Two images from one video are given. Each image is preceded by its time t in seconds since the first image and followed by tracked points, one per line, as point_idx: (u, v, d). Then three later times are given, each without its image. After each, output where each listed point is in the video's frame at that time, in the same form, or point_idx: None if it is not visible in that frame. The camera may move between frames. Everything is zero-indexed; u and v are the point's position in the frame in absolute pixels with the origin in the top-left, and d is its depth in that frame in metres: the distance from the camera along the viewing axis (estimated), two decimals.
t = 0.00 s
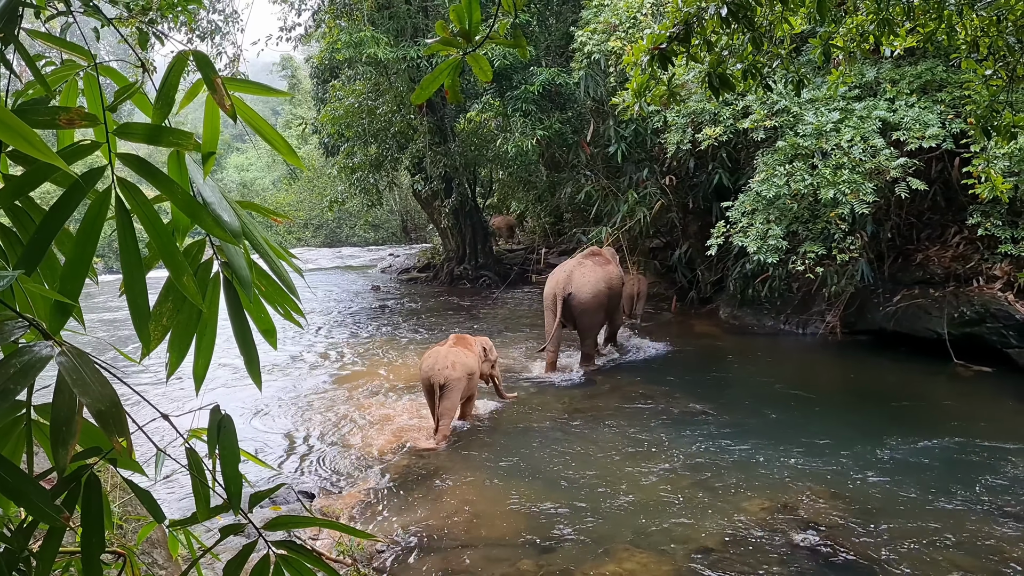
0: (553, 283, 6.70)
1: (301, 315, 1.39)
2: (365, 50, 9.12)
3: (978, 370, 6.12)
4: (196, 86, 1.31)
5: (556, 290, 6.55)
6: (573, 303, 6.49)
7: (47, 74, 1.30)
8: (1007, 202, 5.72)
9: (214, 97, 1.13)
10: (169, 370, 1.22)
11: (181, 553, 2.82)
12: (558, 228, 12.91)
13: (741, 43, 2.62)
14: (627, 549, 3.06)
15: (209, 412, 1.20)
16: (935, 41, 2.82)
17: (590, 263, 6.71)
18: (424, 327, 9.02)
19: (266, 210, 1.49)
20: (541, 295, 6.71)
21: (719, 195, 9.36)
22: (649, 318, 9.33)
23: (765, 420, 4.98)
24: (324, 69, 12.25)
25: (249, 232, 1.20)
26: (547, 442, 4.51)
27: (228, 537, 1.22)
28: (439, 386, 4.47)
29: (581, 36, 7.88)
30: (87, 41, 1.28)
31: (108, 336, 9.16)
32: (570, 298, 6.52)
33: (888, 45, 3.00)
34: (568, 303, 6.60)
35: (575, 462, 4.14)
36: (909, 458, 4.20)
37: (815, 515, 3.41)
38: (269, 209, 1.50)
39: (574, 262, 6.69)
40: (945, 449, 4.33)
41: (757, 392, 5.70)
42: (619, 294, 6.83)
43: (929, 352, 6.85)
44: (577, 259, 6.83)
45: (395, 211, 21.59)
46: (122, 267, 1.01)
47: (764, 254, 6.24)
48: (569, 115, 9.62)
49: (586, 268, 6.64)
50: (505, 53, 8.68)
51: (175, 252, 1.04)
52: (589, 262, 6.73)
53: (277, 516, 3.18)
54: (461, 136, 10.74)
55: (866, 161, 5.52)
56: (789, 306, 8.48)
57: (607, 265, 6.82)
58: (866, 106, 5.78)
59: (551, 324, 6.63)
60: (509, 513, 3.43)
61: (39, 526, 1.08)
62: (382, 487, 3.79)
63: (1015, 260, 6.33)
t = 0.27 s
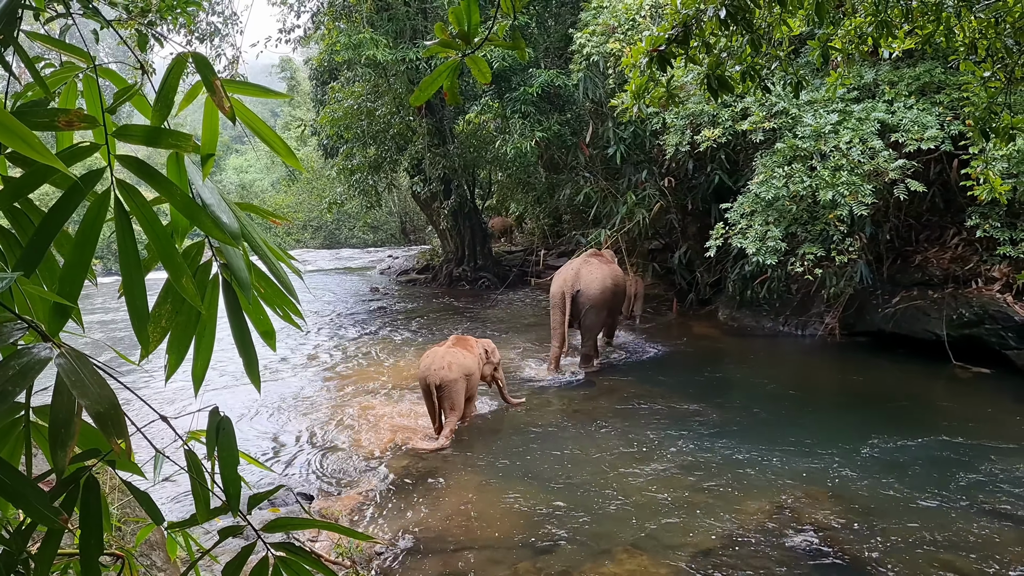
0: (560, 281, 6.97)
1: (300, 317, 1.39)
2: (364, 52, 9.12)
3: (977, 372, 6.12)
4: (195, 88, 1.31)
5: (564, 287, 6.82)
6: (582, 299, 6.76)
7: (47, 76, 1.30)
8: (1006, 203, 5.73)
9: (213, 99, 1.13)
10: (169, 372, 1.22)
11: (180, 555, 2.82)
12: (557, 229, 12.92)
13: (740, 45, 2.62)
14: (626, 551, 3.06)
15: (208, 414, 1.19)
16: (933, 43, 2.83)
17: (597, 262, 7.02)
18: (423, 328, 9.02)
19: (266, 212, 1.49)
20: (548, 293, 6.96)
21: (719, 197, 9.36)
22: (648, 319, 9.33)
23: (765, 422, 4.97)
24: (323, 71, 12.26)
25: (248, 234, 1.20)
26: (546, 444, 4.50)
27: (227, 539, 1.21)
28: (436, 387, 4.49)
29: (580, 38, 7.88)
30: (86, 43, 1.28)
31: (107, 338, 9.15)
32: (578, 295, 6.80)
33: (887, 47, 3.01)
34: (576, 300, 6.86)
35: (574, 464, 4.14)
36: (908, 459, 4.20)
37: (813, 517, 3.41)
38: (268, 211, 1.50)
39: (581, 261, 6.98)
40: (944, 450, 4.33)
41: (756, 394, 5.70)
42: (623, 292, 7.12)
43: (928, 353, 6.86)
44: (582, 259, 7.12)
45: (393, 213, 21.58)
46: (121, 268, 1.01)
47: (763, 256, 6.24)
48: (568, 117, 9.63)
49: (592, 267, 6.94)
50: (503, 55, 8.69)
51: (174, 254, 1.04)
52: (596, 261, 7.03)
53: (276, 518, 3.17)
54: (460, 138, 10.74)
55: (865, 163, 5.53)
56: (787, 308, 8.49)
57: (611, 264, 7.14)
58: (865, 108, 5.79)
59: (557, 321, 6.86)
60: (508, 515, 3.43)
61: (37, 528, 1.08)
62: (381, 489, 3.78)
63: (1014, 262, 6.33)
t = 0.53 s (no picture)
0: (567, 281, 7.23)
1: (298, 319, 1.39)
2: (363, 54, 9.12)
3: (976, 374, 6.13)
4: (193, 90, 1.31)
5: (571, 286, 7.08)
6: (588, 297, 7.01)
7: (46, 78, 1.30)
8: (1004, 205, 5.73)
9: (212, 101, 1.13)
10: (167, 374, 1.22)
11: (179, 557, 2.82)
12: (555, 231, 12.93)
13: (739, 48, 2.62)
14: (624, 553, 3.06)
15: (206, 416, 1.19)
16: (932, 45, 2.84)
17: (601, 261, 7.30)
18: (422, 330, 9.02)
19: (264, 214, 1.49)
20: (556, 292, 7.24)
21: (718, 199, 9.36)
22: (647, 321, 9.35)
23: (763, 424, 4.97)
24: (322, 73, 12.28)
25: (247, 237, 1.20)
26: (545, 446, 4.50)
27: (225, 542, 1.21)
28: (434, 387, 4.59)
29: (579, 40, 7.89)
30: (84, 45, 1.28)
31: (105, 340, 9.15)
32: (585, 293, 7.05)
33: (885, 49, 3.01)
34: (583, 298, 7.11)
35: (572, 465, 4.14)
36: (907, 461, 4.20)
37: (812, 519, 3.41)
38: (266, 213, 1.50)
39: (586, 261, 7.27)
40: (943, 453, 4.34)
41: (755, 396, 5.70)
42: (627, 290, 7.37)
43: (926, 355, 6.86)
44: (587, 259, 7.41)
45: (393, 215, 21.58)
46: (120, 270, 1.01)
47: (761, 258, 6.25)
48: (567, 119, 9.64)
49: (597, 266, 7.22)
50: (502, 57, 8.70)
51: (173, 256, 1.04)
52: (600, 260, 7.32)
53: (274, 520, 3.17)
54: (460, 140, 10.75)
55: (863, 165, 5.54)
56: (786, 310, 8.50)
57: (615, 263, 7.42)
58: (863, 110, 5.80)
59: (565, 319, 7.11)
60: (506, 517, 3.43)
61: (35, 531, 1.07)
62: (379, 491, 3.78)
63: (1012, 264, 6.34)
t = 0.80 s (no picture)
0: (569, 283, 7.25)
1: (297, 322, 1.39)
2: (362, 57, 9.13)
3: (975, 376, 6.13)
4: (192, 92, 1.31)
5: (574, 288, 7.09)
6: (591, 299, 7.03)
7: (45, 80, 1.30)
8: (1003, 208, 5.74)
9: (212, 104, 1.13)
10: (166, 376, 1.22)
11: (178, 560, 2.81)
12: (554, 234, 12.94)
13: (738, 50, 2.62)
14: (624, 555, 3.06)
15: (205, 418, 1.19)
16: (930, 48, 2.84)
17: (603, 263, 7.31)
18: (421, 333, 9.01)
19: (263, 217, 1.49)
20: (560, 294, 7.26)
21: (716, 201, 9.36)
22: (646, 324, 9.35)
23: (762, 426, 4.97)
24: (321, 75, 12.29)
25: (245, 239, 1.20)
26: (544, 448, 4.50)
27: (224, 544, 1.21)
28: (434, 387, 4.66)
29: (577, 43, 7.90)
30: (83, 48, 1.28)
31: (104, 342, 9.14)
32: (588, 296, 7.06)
33: (884, 51, 3.02)
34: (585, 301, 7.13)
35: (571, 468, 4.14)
36: (907, 464, 4.20)
37: (812, 522, 3.41)
38: (266, 215, 1.50)
39: (588, 263, 7.28)
40: (943, 455, 4.34)
41: (754, 398, 5.70)
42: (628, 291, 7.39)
43: (925, 358, 6.87)
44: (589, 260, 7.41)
45: (392, 217, 21.59)
46: (119, 272, 1.01)
47: (760, 260, 6.25)
48: (566, 121, 9.65)
49: (599, 268, 7.23)
50: (501, 60, 8.71)
51: (171, 259, 1.04)
52: (602, 262, 7.33)
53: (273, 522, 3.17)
54: (458, 142, 10.76)
55: (862, 167, 5.54)
56: (785, 312, 8.50)
57: (616, 265, 7.44)
58: (862, 112, 5.81)
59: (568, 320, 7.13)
60: (505, 520, 3.42)
61: (34, 533, 1.07)
62: (378, 494, 3.78)
63: (1011, 266, 6.33)
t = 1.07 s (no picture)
0: (573, 283, 7.26)
1: (296, 324, 1.39)
2: (361, 58, 9.13)
3: (974, 377, 6.15)
4: (191, 94, 1.31)
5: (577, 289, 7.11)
6: (593, 301, 7.06)
7: (43, 81, 1.30)
8: (1001, 209, 5.74)
9: (210, 105, 1.14)
10: (165, 378, 1.22)
11: (176, 562, 2.81)
12: (553, 235, 12.95)
13: (736, 51, 2.61)
14: (623, 557, 3.06)
15: (204, 420, 1.19)
16: (929, 49, 2.85)
17: (605, 265, 7.34)
18: (420, 334, 9.02)
19: (263, 219, 1.49)
20: (562, 294, 7.27)
21: (715, 203, 9.36)
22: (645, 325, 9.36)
23: (761, 427, 4.98)
24: (320, 77, 12.30)
25: (244, 240, 1.20)
26: (543, 449, 4.50)
27: (222, 545, 1.21)
28: (434, 387, 4.69)
29: (576, 44, 7.90)
30: (82, 49, 1.28)
31: (102, 343, 9.14)
32: (590, 297, 7.09)
33: (883, 53, 3.02)
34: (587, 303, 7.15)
35: (570, 469, 4.15)
36: (906, 465, 4.21)
37: (811, 523, 3.41)
38: (265, 217, 1.50)
39: (592, 264, 7.29)
40: (942, 455, 4.35)
41: (753, 399, 5.71)
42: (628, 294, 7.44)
43: (924, 359, 6.88)
44: (592, 261, 7.43)
45: (391, 219, 21.60)
46: (117, 274, 1.01)
47: (759, 261, 6.25)
48: (565, 123, 9.66)
49: (602, 270, 7.25)
50: (500, 61, 8.71)
51: (170, 260, 1.04)
52: (605, 265, 7.36)
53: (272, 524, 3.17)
54: (457, 143, 10.77)
55: (861, 169, 5.54)
56: (784, 313, 8.50)
57: (618, 268, 7.48)
58: (861, 114, 5.82)
59: (569, 321, 7.16)
60: (504, 521, 3.42)
61: (32, 535, 1.07)
62: (377, 495, 3.78)
63: (1010, 267, 6.34)
